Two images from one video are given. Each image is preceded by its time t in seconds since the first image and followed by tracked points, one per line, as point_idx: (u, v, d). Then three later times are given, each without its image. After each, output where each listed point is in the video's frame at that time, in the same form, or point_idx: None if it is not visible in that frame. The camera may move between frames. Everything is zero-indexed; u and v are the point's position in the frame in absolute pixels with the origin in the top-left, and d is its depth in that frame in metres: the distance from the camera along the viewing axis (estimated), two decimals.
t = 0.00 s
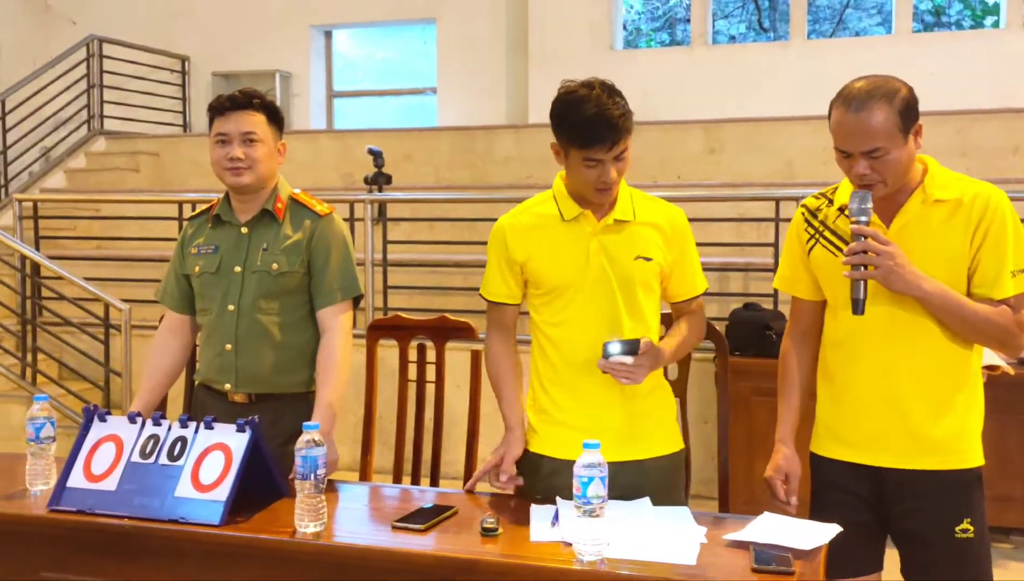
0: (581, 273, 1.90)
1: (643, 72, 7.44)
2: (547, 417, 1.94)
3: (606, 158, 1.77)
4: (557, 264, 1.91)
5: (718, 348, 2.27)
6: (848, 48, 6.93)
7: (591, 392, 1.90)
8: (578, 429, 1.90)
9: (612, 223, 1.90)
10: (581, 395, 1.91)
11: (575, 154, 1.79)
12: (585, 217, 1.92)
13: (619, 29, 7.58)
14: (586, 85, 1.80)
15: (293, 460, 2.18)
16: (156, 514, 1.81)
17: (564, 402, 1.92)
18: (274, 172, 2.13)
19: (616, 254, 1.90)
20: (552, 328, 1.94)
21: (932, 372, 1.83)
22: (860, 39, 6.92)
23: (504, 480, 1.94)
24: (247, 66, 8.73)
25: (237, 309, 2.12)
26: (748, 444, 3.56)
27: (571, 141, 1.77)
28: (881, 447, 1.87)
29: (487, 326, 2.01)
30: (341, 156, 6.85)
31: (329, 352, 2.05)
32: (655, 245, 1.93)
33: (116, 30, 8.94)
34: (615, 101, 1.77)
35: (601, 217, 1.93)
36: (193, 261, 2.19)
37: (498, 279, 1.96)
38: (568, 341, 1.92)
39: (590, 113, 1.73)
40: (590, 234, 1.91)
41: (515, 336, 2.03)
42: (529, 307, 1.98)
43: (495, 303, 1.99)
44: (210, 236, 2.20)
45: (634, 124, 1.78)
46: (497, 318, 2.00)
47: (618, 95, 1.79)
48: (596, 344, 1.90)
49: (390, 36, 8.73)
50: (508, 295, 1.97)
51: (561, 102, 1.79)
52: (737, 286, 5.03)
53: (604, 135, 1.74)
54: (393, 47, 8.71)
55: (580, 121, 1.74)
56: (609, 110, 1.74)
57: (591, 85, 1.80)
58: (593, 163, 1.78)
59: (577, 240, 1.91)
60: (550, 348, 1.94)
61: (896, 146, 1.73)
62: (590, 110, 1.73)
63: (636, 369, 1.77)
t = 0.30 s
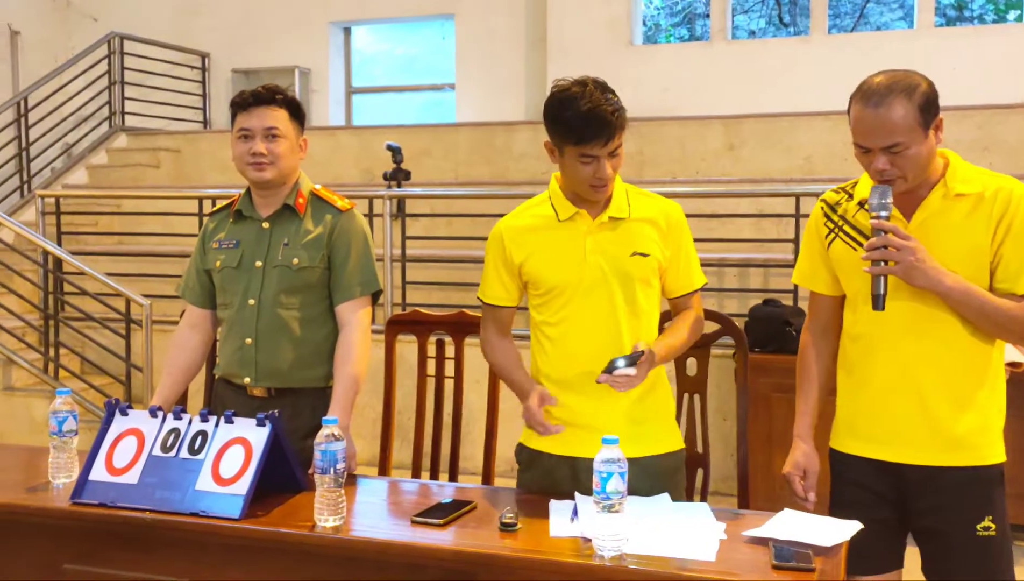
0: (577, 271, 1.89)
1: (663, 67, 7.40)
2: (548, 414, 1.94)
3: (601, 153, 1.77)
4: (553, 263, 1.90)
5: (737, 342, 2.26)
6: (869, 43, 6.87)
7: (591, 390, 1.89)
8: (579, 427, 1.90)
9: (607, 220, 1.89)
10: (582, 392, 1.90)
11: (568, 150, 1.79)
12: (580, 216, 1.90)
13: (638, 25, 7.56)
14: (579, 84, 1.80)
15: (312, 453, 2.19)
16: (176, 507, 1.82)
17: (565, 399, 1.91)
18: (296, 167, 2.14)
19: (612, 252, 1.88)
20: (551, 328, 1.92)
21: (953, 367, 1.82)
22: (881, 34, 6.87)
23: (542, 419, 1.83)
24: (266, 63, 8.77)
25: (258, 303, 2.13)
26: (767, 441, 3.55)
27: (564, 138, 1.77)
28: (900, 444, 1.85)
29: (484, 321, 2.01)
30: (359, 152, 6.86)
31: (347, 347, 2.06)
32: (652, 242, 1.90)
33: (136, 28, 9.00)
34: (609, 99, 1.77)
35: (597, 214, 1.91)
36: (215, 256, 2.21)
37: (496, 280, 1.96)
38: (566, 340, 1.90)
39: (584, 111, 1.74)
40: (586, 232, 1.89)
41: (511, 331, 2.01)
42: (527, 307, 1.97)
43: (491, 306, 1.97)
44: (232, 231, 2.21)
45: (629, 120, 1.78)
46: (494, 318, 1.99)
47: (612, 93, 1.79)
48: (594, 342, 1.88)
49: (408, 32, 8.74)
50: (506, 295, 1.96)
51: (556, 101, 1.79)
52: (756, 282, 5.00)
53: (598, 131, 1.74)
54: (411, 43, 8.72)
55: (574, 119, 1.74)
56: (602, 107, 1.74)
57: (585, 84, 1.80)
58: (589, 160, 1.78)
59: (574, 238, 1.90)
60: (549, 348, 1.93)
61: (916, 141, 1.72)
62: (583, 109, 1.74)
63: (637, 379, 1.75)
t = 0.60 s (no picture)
0: (592, 266, 1.83)
1: (683, 62, 7.37)
2: (565, 410, 1.92)
3: (608, 151, 1.71)
4: (567, 258, 1.84)
5: (758, 338, 2.26)
6: (891, 37, 6.83)
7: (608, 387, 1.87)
8: (596, 424, 1.88)
9: (622, 215, 1.84)
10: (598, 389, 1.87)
11: (578, 147, 1.72)
12: (594, 211, 1.85)
13: (657, 20, 7.53)
14: (593, 79, 1.73)
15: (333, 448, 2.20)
16: (200, 500, 1.83)
17: (583, 396, 1.90)
18: (316, 163, 2.14)
19: (627, 246, 1.83)
20: (566, 324, 1.87)
21: (976, 364, 1.80)
22: (903, 28, 6.82)
23: (607, 373, 1.73)
24: (286, 59, 8.80)
25: (280, 298, 2.14)
26: (789, 437, 3.54)
27: (575, 135, 1.71)
28: (924, 441, 1.84)
29: (496, 317, 1.92)
30: (379, 147, 6.88)
31: (367, 341, 2.07)
32: (667, 237, 1.86)
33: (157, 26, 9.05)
34: (622, 96, 1.70)
35: (610, 210, 1.86)
36: (237, 251, 2.22)
37: (511, 277, 1.88)
38: (583, 337, 1.85)
39: (594, 107, 1.67)
40: (600, 227, 1.84)
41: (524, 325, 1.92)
42: (540, 304, 1.91)
43: (503, 303, 1.90)
44: (254, 226, 2.23)
45: (639, 118, 1.71)
46: (509, 315, 1.90)
47: (625, 89, 1.72)
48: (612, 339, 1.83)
49: (428, 27, 8.74)
50: (518, 292, 1.88)
51: (568, 94, 1.72)
52: (777, 278, 4.98)
53: (606, 130, 1.67)
54: (431, 38, 8.72)
55: (583, 114, 1.67)
56: (612, 104, 1.67)
57: (599, 78, 1.73)
58: (596, 157, 1.72)
59: (588, 233, 1.84)
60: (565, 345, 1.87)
61: (938, 135, 1.70)
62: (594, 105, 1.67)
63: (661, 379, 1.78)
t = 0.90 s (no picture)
0: (613, 263, 1.82)
1: (704, 57, 7.34)
2: (585, 407, 1.92)
3: (629, 154, 1.70)
4: (589, 254, 1.84)
5: (781, 334, 2.25)
6: (915, 32, 6.78)
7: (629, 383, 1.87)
8: (615, 421, 1.88)
9: (644, 211, 1.83)
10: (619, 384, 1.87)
11: (600, 146, 1.72)
12: (616, 207, 1.84)
13: (678, 16, 7.51)
14: (620, 78, 1.72)
15: (354, 443, 2.21)
16: (223, 495, 1.85)
17: (604, 392, 1.89)
18: (339, 159, 2.15)
19: (648, 243, 1.82)
20: (587, 321, 1.86)
21: (1001, 361, 1.79)
22: (927, 23, 6.77)
23: (630, 367, 1.73)
24: (307, 55, 8.82)
25: (302, 293, 2.15)
26: (811, 435, 3.53)
27: (597, 134, 1.70)
28: (948, 440, 1.83)
29: (516, 312, 1.93)
30: (399, 144, 6.89)
31: (388, 337, 2.07)
32: (689, 234, 1.85)
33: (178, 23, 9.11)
34: (647, 97, 1.69)
35: (632, 207, 1.85)
36: (259, 246, 2.23)
37: (531, 273, 1.88)
38: (603, 333, 1.84)
39: (618, 107, 1.66)
40: (622, 223, 1.83)
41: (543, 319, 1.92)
42: (561, 300, 1.91)
43: (524, 299, 1.89)
44: (276, 222, 2.23)
45: (663, 119, 1.70)
46: (528, 310, 1.91)
47: (651, 90, 1.71)
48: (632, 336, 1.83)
49: (448, 24, 8.74)
50: (540, 287, 1.88)
51: (593, 93, 1.72)
52: (799, 274, 4.95)
53: (628, 131, 1.67)
54: (451, 34, 8.72)
55: (606, 114, 1.67)
56: (636, 106, 1.66)
57: (625, 78, 1.73)
58: (617, 157, 1.71)
59: (609, 229, 1.84)
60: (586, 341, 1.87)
61: (963, 131, 1.69)
62: (618, 105, 1.66)
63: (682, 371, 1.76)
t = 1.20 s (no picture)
0: (639, 259, 1.82)
1: (727, 53, 7.31)
2: (610, 405, 1.92)
3: (657, 153, 1.70)
4: (615, 251, 1.83)
5: (806, 331, 2.24)
6: (939, 27, 6.72)
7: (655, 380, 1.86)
8: (639, 419, 1.88)
9: (670, 209, 1.83)
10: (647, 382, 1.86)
11: (629, 144, 1.71)
12: (642, 203, 1.84)
13: (701, 11, 7.48)
14: (648, 75, 1.71)
15: (378, 439, 2.21)
16: (248, 489, 1.86)
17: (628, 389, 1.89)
18: (362, 155, 2.16)
19: (674, 240, 1.82)
20: (612, 316, 1.86)
21: None
22: (954, 18, 6.70)
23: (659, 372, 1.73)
24: (329, 52, 8.85)
25: (325, 289, 2.16)
26: (835, 431, 3.52)
27: (626, 132, 1.69)
28: (976, 438, 1.81)
29: (540, 308, 1.92)
30: (421, 141, 6.90)
31: (412, 333, 2.08)
32: (715, 231, 1.84)
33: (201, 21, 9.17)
34: (675, 96, 1.69)
35: (659, 204, 1.84)
36: (283, 242, 2.24)
37: (556, 268, 1.87)
38: (627, 330, 1.84)
39: (648, 105, 1.66)
40: (649, 220, 1.83)
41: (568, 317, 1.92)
42: (587, 296, 1.90)
43: (549, 294, 1.89)
44: (299, 218, 2.24)
45: (692, 116, 1.70)
46: (552, 306, 1.91)
47: (680, 88, 1.71)
48: (657, 334, 1.82)
49: (471, 20, 8.73)
50: (565, 283, 1.87)
51: (621, 90, 1.71)
52: (823, 271, 4.93)
53: (657, 131, 1.66)
54: (473, 31, 8.72)
55: (635, 113, 1.66)
56: (665, 105, 1.66)
57: (653, 75, 1.72)
58: (644, 157, 1.71)
59: (636, 226, 1.83)
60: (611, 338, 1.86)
61: (991, 125, 1.67)
62: (647, 103, 1.66)
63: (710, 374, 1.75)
